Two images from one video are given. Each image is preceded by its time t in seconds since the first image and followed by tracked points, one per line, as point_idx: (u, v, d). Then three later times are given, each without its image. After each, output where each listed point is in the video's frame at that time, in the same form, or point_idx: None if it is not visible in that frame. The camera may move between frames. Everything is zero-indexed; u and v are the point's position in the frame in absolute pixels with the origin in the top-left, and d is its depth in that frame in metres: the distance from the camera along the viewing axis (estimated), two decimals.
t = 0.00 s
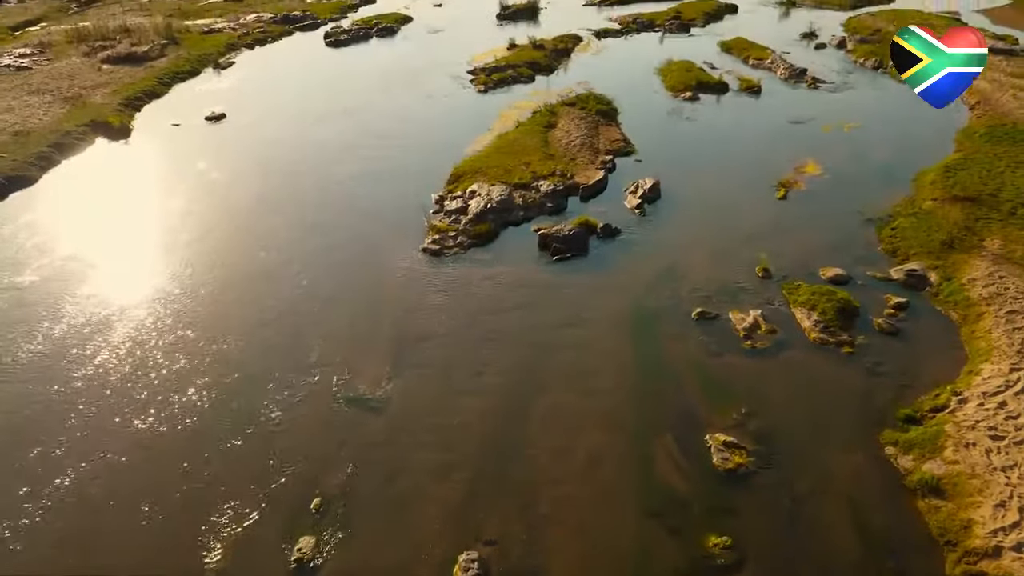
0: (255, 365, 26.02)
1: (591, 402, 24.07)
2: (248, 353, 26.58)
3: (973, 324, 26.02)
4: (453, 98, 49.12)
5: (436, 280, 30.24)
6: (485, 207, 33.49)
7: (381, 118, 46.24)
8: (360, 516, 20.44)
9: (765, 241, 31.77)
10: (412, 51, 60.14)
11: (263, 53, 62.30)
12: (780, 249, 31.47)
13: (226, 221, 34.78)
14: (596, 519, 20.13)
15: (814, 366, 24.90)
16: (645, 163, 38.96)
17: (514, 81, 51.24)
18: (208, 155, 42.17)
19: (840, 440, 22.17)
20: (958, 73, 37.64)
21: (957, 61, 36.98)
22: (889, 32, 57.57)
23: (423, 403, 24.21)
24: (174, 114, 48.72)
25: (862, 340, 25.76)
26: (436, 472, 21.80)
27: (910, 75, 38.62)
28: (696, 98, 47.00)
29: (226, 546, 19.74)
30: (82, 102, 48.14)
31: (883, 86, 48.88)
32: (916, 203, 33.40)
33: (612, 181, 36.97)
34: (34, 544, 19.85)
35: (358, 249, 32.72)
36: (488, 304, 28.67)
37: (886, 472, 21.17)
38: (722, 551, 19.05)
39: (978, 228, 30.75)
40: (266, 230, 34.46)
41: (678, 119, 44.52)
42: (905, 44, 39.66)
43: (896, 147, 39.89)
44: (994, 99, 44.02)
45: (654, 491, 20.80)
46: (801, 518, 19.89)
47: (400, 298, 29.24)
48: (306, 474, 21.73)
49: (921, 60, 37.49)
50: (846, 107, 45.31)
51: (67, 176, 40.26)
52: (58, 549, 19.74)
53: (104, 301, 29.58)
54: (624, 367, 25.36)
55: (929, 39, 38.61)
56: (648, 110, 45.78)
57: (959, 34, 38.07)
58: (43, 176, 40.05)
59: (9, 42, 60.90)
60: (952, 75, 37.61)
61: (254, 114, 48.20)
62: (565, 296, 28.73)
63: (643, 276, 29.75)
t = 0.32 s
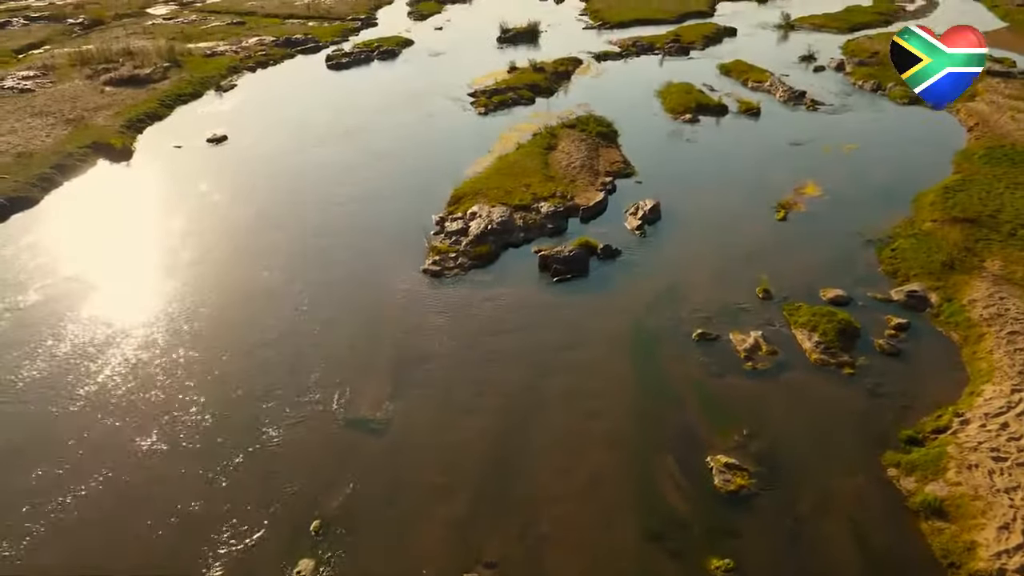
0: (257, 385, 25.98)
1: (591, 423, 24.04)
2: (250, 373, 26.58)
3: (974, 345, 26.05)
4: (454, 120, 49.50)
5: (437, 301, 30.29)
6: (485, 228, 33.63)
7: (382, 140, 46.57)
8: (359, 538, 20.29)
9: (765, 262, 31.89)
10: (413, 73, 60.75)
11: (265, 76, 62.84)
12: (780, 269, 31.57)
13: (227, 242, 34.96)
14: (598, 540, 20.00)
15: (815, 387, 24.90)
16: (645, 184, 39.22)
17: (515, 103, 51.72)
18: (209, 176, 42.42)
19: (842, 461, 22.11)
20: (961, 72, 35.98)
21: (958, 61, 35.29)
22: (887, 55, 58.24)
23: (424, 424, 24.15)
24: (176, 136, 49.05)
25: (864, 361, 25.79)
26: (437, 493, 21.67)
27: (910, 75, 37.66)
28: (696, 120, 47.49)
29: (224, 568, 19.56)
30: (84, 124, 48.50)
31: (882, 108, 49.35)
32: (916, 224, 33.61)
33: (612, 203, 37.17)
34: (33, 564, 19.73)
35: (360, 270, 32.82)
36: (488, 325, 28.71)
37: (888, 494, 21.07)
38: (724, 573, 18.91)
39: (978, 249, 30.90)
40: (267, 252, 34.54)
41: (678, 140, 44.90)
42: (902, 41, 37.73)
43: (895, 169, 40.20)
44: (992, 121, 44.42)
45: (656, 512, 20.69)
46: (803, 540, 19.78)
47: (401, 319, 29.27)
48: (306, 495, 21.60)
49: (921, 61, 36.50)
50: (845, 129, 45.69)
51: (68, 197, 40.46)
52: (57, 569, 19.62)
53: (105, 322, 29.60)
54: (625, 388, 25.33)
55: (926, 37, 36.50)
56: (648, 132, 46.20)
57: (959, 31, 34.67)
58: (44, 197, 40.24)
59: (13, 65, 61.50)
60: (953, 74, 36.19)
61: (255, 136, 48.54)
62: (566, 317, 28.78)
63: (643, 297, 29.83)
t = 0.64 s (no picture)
0: (259, 410, 25.95)
1: (592, 449, 23.94)
2: (252, 397, 26.58)
3: (976, 370, 26.07)
4: (456, 147, 49.95)
5: (438, 327, 30.31)
6: (486, 254, 33.79)
7: (384, 167, 46.99)
8: (358, 566, 20.11)
9: (764, 288, 32.02)
10: (415, 101, 61.43)
11: (267, 103, 63.50)
12: (780, 295, 31.67)
13: (228, 268, 35.12)
14: (599, 567, 19.83)
15: (817, 413, 24.86)
16: (645, 210, 39.51)
17: (516, 130, 52.29)
18: (210, 203, 42.66)
19: (845, 487, 22.00)
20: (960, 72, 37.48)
21: (958, 60, 36.89)
22: (884, 82, 59.07)
23: (425, 450, 24.06)
24: (178, 163, 49.42)
25: (865, 387, 25.78)
26: (437, 520, 21.51)
27: (911, 75, 39.24)
28: (695, 147, 48.03)
29: None
30: (87, 151, 48.90)
31: (880, 135, 49.87)
32: (916, 249, 33.84)
33: (613, 229, 37.39)
34: None
35: (362, 295, 32.91)
36: (489, 351, 28.73)
37: (891, 521, 20.96)
38: None
39: (978, 274, 31.08)
40: (269, 277, 34.65)
41: (678, 167, 45.35)
42: (903, 41, 39.46)
43: (893, 195, 40.54)
44: (990, 147, 44.92)
45: (658, 539, 20.54)
46: (806, 567, 19.63)
47: (402, 345, 29.27)
48: (305, 522, 21.43)
49: (921, 61, 38.17)
50: (842, 156, 46.18)
51: (70, 223, 40.66)
52: None
53: (106, 347, 29.58)
54: (626, 414, 25.28)
55: (928, 38, 38.29)
56: (649, 158, 46.68)
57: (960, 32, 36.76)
58: (46, 223, 40.44)
59: (17, 92, 62.20)
60: (952, 74, 37.65)
61: (257, 162, 48.94)
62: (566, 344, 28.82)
63: (644, 323, 29.91)
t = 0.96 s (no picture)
0: (259, 433, 25.85)
1: (593, 473, 23.79)
2: (252, 421, 26.47)
3: (978, 394, 26.03)
4: (456, 172, 50.32)
5: (438, 351, 30.29)
6: (486, 279, 33.89)
7: (385, 192, 47.29)
8: None
9: (765, 312, 32.07)
10: (416, 126, 61.97)
11: (268, 129, 64.00)
12: (780, 318, 31.71)
13: (229, 292, 35.17)
14: None
15: (818, 437, 24.78)
16: (645, 235, 39.71)
17: (515, 154, 52.72)
18: (211, 227, 42.82)
19: (847, 512, 21.86)
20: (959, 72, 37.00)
21: (958, 60, 36.54)
22: (882, 107, 59.68)
23: (426, 475, 23.90)
24: (179, 187, 49.71)
25: (867, 411, 25.73)
26: (436, 546, 21.31)
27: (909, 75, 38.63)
28: (694, 171, 48.44)
29: None
30: (88, 175, 49.20)
31: (878, 160, 50.28)
32: (916, 273, 34.00)
33: (613, 254, 37.55)
34: None
35: (363, 320, 32.91)
36: (489, 375, 28.67)
37: (894, 547, 20.79)
38: None
39: (979, 298, 31.17)
40: (270, 300, 34.71)
41: (677, 191, 45.68)
42: (900, 40, 38.61)
43: (892, 219, 40.80)
44: (988, 171, 45.30)
45: (659, 565, 20.36)
46: None
47: (403, 369, 29.20)
48: (303, 547, 21.21)
49: (921, 61, 37.54)
50: (840, 180, 46.55)
51: (71, 248, 40.77)
52: None
53: (106, 371, 29.49)
54: (626, 438, 25.19)
55: (927, 37, 37.60)
56: (649, 183, 47.04)
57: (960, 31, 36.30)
58: (47, 247, 40.55)
59: (20, 118, 62.73)
60: (952, 74, 37.27)
61: (258, 187, 49.20)
62: (567, 369, 28.81)
63: (644, 347, 29.93)
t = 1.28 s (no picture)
0: (257, 461, 25.66)
1: (594, 502, 23.59)
2: (251, 449, 26.29)
3: (979, 421, 25.96)
4: (456, 200, 50.67)
5: (438, 379, 30.22)
6: (486, 306, 33.97)
7: (385, 220, 47.55)
8: None
9: (765, 339, 32.07)
10: (417, 154, 62.53)
11: (270, 157, 64.51)
12: (780, 345, 31.69)
13: (230, 319, 35.17)
14: None
15: (820, 466, 24.63)
16: (644, 262, 39.89)
17: (515, 182, 53.13)
18: (212, 254, 42.96)
19: (850, 541, 21.66)
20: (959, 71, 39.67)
21: (959, 59, 39.77)
22: (878, 135, 60.34)
23: (425, 503, 23.69)
24: (180, 215, 49.95)
25: (869, 439, 25.59)
26: None
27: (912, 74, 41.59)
28: (692, 199, 48.80)
29: None
30: (90, 203, 49.51)
31: (876, 187, 50.69)
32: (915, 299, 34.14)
33: (613, 281, 37.70)
34: None
35: (364, 347, 32.86)
36: (490, 403, 28.56)
37: None
38: None
39: (979, 325, 31.23)
40: (270, 328, 34.66)
41: (677, 218, 45.99)
42: (903, 41, 41.34)
43: (890, 245, 41.07)
44: (986, 198, 45.66)
45: None
46: None
47: (404, 397, 29.10)
48: None
49: (922, 60, 40.17)
50: (838, 207, 46.89)
51: (71, 275, 40.84)
52: None
53: (105, 398, 29.37)
54: (627, 466, 25.05)
55: (928, 38, 40.57)
56: (648, 210, 47.37)
57: (960, 33, 39.70)
58: (47, 275, 40.65)
59: (23, 146, 63.26)
60: (952, 72, 40.78)
61: (259, 215, 49.45)
62: (567, 397, 28.75)
63: (644, 375, 29.89)
